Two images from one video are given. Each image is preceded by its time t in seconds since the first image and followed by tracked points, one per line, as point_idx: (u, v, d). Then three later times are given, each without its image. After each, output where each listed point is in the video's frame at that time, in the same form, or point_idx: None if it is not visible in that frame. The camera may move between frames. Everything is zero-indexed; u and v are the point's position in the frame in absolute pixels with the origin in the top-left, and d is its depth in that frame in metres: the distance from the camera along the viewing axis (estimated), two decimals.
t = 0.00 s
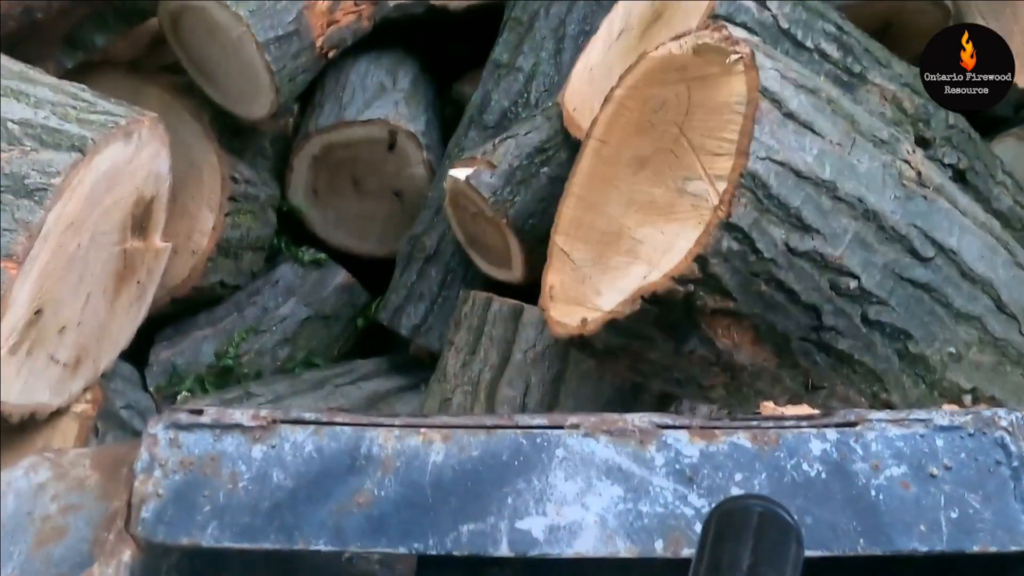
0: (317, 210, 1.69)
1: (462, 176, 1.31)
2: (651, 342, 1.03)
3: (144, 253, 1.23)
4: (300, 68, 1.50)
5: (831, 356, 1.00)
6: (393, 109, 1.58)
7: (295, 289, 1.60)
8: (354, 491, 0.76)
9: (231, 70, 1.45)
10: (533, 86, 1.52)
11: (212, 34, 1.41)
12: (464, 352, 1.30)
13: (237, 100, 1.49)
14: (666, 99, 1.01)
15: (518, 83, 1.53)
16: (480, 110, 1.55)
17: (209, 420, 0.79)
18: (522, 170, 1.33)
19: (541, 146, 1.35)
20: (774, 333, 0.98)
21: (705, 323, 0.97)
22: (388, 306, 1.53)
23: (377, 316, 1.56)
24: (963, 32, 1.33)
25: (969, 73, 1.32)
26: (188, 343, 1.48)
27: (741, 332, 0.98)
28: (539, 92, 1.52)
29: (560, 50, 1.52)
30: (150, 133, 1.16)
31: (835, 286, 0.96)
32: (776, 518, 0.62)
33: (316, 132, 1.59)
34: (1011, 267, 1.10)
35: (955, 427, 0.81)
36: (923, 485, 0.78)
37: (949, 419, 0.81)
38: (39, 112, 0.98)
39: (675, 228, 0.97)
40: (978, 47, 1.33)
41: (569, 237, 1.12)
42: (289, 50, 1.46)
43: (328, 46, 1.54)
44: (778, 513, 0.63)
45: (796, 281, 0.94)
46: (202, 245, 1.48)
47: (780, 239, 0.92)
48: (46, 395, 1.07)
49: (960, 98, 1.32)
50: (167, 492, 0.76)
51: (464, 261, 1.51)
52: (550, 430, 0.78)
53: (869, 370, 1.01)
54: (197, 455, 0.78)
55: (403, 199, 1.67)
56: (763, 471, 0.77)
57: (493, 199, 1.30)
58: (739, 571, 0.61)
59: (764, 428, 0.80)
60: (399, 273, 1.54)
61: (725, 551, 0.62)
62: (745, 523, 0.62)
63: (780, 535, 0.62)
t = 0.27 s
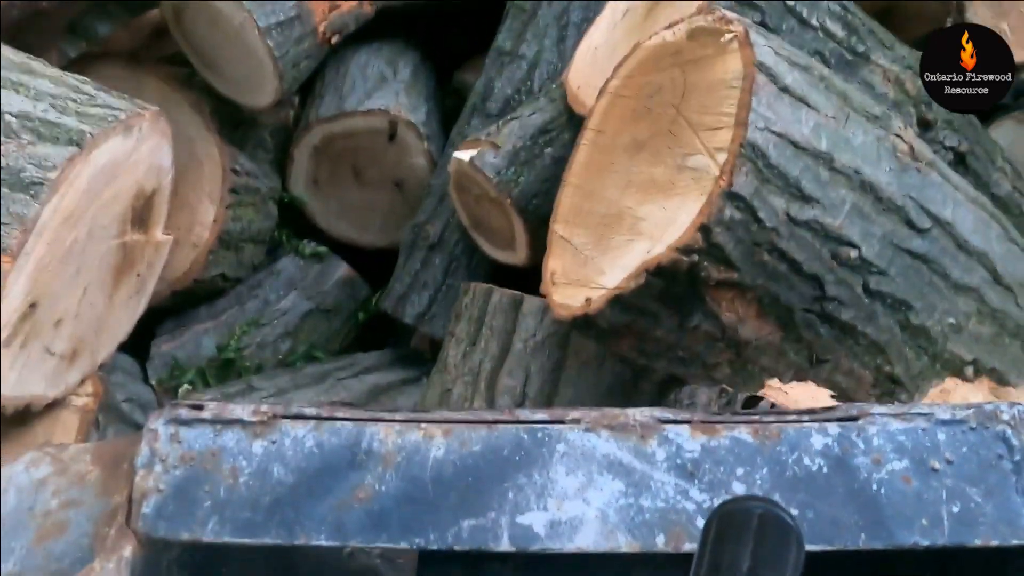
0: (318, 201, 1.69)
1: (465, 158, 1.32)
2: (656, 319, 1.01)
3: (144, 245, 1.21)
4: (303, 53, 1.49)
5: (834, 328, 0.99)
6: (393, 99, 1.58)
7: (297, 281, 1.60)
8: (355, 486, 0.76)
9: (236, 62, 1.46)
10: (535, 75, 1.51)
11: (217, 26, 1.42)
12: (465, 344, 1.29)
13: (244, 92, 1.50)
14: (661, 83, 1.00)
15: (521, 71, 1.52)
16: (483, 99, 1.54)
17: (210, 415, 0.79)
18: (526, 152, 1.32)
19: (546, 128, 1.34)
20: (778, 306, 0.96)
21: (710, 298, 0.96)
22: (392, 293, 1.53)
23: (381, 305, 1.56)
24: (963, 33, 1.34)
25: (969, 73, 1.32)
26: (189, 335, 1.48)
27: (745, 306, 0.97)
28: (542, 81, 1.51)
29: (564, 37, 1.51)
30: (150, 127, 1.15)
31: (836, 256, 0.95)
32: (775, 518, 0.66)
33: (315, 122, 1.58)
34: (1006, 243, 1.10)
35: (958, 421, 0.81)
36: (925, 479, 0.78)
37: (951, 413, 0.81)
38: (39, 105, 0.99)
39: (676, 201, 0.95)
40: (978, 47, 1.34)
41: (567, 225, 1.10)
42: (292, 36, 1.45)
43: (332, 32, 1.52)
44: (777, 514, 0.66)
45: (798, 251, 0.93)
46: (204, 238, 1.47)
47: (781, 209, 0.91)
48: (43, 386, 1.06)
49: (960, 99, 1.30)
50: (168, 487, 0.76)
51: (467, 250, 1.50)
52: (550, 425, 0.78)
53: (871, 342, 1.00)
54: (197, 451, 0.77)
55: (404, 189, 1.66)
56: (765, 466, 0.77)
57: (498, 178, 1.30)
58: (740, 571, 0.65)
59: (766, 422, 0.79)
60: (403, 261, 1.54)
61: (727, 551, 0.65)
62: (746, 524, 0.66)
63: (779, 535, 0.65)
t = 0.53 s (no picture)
0: (320, 194, 1.69)
1: (471, 144, 1.32)
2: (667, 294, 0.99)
3: (142, 239, 1.24)
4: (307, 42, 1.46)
5: (840, 304, 1.06)
6: (393, 91, 1.59)
7: (297, 276, 1.60)
8: (355, 481, 0.76)
9: (242, 53, 1.44)
10: (538, 66, 1.51)
11: (222, 20, 1.39)
12: (465, 338, 1.30)
13: (249, 81, 1.49)
14: (658, 73, 1.10)
15: (524, 60, 1.51)
16: (485, 89, 1.55)
17: (210, 411, 0.79)
18: (533, 135, 1.32)
19: (550, 115, 1.33)
20: (783, 282, 1.06)
21: (715, 277, 1.07)
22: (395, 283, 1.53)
23: (384, 296, 1.56)
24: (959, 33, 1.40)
25: (968, 72, 1.36)
26: (190, 330, 1.48)
27: (749, 285, 1.07)
28: (545, 75, 1.51)
29: (568, 25, 1.50)
30: (153, 124, 1.16)
31: (839, 232, 1.03)
32: (775, 520, 0.64)
33: (317, 115, 1.59)
34: (1001, 221, 1.16)
35: (960, 416, 0.80)
36: (927, 474, 0.78)
37: (953, 408, 0.81)
38: (42, 97, 0.97)
39: (681, 180, 1.06)
40: (975, 47, 1.40)
41: (570, 213, 1.20)
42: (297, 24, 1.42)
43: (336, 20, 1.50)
44: (777, 515, 0.64)
45: (803, 226, 1.02)
46: (204, 231, 1.46)
47: (783, 184, 1.00)
48: (39, 379, 1.05)
49: (960, 98, 1.34)
50: (168, 483, 0.76)
51: (470, 239, 1.51)
52: (551, 420, 0.77)
53: (878, 318, 1.07)
54: (197, 446, 0.77)
55: (405, 182, 1.67)
56: (766, 462, 0.77)
57: (505, 162, 1.30)
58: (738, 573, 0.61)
59: (767, 417, 0.79)
60: (407, 250, 1.54)
61: (725, 552, 0.62)
62: (744, 525, 0.63)
63: (778, 536, 0.63)
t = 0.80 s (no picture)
0: (323, 181, 1.67)
1: (485, 124, 1.30)
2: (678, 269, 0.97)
3: (137, 228, 1.16)
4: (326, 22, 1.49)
5: (878, 237, 0.94)
6: (395, 78, 1.57)
7: (298, 270, 1.59)
8: (356, 478, 0.76)
9: (271, 32, 1.48)
10: (544, 48, 1.49)
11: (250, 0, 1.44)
12: (468, 324, 1.29)
13: (278, 63, 1.52)
14: (669, 44, 0.93)
15: (530, 44, 1.49)
16: (492, 73, 1.50)
17: (211, 407, 0.79)
18: (545, 117, 1.31)
19: (562, 94, 1.33)
20: (824, 214, 0.90)
21: (761, 211, 0.89)
22: (404, 265, 1.51)
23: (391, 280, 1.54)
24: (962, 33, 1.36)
25: (969, 72, 1.32)
26: (191, 324, 1.49)
27: (792, 217, 0.90)
28: (552, 54, 1.49)
29: (571, 11, 1.50)
30: (149, 121, 1.11)
31: (871, 161, 0.91)
32: (775, 520, 0.64)
33: (319, 102, 1.57)
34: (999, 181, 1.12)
35: (962, 412, 0.80)
36: (928, 470, 0.78)
37: (955, 404, 0.81)
38: (24, 88, 0.97)
39: (714, 122, 0.86)
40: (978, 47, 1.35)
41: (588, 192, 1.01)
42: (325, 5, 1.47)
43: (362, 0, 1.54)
44: (778, 515, 0.64)
45: (839, 154, 0.88)
46: (204, 219, 1.44)
47: (820, 113, 0.86)
48: None
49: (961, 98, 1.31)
50: (169, 478, 0.76)
51: (482, 220, 1.49)
52: (552, 416, 0.78)
53: (910, 252, 0.97)
54: (198, 442, 0.77)
55: (409, 168, 1.64)
56: (768, 458, 0.76)
57: (518, 144, 1.28)
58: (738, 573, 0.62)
59: (768, 413, 0.79)
60: (414, 236, 1.52)
61: (726, 553, 0.63)
62: (746, 525, 0.64)
63: (779, 536, 0.63)
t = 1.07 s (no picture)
0: (322, 173, 1.65)
1: (492, 118, 1.28)
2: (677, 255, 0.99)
3: (124, 216, 1.14)
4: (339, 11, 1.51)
5: (870, 208, 0.99)
6: (395, 70, 1.56)
7: (296, 263, 1.57)
8: (356, 474, 0.76)
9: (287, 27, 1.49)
10: (546, 39, 1.48)
11: None
12: (468, 315, 1.27)
13: (297, 56, 1.53)
14: (644, 54, 1.02)
15: (532, 36, 1.49)
16: (493, 64, 1.49)
17: (210, 403, 0.78)
18: (551, 112, 1.30)
19: (568, 88, 1.33)
20: (818, 186, 0.95)
21: (759, 186, 0.93)
22: (407, 257, 1.50)
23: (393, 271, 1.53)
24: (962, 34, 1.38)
25: (968, 72, 1.37)
26: (189, 319, 1.46)
27: (789, 192, 0.95)
28: (552, 46, 1.49)
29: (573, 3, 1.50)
30: (127, 114, 1.04)
31: (853, 136, 0.98)
32: (773, 520, 0.63)
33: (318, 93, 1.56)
34: (981, 183, 1.18)
35: (962, 409, 0.80)
36: (928, 467, 0.78)
37: (956, 401, 0.80)
38: None
39: (704, 108, 0.93)
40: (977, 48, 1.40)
41: (582, 198, 1.06)
42: None
43: None
44: (775, 515, 0.63)
45: (825, 129, 0.95)
46: (193, 202, 1.42)
47: (804, 96, 0.94)
48: None
49: (960, 98, 1.37)
50: (169, 475, 0.76)
51: (484, 211, 1.49)
52: (552, 413, 0.77)
53: (903, 221, 1.02)
54: (198, 439, 0.77)
55: (409, 160, 1.62)
56: (768, 454, 0.76)
57: (526, 137, 1.27)
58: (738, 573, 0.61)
59: (769, 410, 0.79)
60: (416, 225, 1.52)
61: (725, 553, 0.62)
62: (744, 525, 0.63)
63: (776, 535, 0.62)
